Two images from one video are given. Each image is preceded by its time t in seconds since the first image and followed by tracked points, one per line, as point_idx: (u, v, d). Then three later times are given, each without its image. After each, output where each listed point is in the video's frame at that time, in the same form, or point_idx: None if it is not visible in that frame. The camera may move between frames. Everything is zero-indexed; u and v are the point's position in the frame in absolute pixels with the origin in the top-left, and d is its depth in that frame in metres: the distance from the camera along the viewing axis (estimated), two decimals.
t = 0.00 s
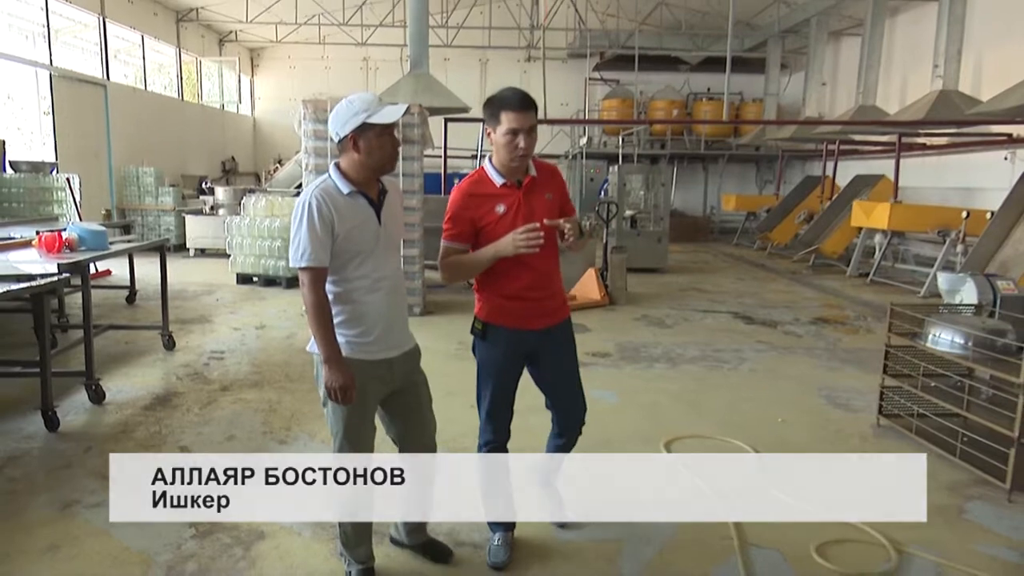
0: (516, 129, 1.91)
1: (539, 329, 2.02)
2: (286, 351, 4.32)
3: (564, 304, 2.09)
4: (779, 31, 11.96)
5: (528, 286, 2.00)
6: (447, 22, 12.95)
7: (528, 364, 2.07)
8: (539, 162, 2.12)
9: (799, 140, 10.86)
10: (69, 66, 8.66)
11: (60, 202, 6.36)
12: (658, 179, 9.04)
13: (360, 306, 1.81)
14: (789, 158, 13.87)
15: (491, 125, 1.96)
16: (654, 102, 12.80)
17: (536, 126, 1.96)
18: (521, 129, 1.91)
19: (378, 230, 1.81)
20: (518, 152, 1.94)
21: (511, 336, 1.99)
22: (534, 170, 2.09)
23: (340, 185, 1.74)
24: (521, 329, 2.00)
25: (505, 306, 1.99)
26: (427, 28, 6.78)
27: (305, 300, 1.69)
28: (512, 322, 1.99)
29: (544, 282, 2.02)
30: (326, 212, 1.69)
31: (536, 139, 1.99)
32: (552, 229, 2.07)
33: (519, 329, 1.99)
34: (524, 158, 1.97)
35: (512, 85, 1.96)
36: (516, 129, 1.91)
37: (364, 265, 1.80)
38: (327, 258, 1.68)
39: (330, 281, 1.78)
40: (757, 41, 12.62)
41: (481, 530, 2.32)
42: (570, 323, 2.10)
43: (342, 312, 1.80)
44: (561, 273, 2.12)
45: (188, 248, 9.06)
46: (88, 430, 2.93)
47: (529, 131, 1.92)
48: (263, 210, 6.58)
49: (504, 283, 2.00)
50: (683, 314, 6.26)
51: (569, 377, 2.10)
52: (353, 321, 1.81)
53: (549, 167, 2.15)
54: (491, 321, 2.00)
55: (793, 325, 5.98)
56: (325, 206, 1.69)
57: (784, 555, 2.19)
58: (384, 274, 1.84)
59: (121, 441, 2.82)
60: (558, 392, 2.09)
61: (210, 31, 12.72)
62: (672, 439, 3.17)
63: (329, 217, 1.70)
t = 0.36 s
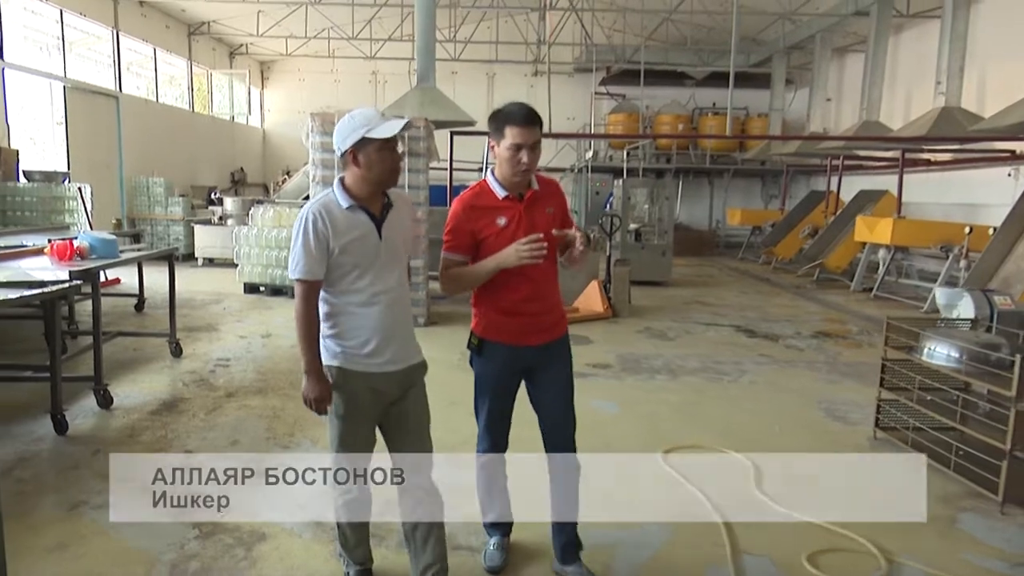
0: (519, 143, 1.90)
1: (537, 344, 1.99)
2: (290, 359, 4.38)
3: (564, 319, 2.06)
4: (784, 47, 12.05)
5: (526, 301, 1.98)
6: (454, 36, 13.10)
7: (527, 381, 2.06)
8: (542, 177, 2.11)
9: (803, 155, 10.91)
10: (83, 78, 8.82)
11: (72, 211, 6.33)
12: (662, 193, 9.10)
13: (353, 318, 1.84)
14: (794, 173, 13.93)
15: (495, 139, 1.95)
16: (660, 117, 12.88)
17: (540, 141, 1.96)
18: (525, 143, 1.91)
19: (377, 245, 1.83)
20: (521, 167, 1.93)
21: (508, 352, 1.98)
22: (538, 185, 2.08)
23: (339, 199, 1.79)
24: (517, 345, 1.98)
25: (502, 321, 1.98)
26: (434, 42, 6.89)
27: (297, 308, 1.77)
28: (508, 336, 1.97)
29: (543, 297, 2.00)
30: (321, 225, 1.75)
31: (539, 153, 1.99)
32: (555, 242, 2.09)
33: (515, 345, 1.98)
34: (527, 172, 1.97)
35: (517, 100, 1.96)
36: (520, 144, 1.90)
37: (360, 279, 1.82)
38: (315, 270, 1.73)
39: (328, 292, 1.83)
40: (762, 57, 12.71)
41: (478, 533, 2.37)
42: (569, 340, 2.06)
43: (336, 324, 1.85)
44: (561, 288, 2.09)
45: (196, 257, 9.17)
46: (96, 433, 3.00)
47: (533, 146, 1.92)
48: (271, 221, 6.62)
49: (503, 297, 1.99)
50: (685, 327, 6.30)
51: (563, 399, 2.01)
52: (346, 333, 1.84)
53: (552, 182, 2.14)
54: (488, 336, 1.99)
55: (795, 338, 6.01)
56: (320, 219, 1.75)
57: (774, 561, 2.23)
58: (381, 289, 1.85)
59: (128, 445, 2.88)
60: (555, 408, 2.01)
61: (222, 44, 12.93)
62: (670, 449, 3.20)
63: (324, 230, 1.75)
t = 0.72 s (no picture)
0: (547, 139, 1.89)
1: (544, 348, 1.97)
2: (304, 355, 4.49)
3: (580, 326, 2.01)
4: (798, 46, 12.01)
5: (538, 302, 1.96)
6: (468, 37, 13.20)
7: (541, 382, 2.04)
8: (580, 179, 2.06)
9: (816, 154, 10.88)
10: (103, 81, 9.00)
11: (94, 212, 6.47)
12: (673, 193, 9.13)
13: (370, 315, 1.85)
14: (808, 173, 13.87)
15: (528, 133, 1.94)
16: (673, 116, 12.89)
17: (573, 141, 1.92)
18: (556, 140, 1.89)
19: (397, 244, 1.83)
20: (547, 164, 1.91)
21: (516, 351, 1.98)
22: (572, 186, 2.03)
23: (363, 195, 1.83)
24: (523, 347, 1.98)
25: (512, 319, 1.98)
26: (446, 44, 6.98)
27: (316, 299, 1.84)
28: (515, 335, 1.98)
29: (558, 301, 1.97)
30: (342, 219, 1.81)
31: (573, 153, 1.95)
32: (577, 239, 1.98)
33: (522, 346, 1.98)
34: (556, 171, 1.94)
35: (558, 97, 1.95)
36: (549, 140, 1.89)
37: (377, 276, 1.84)
38: (332, 264, 1.79)
39: (349, 287, 1.88)
40: (776, 56, 12.68)
41: (483, 523, 2.45)
42: (582, 349, 2.01)
43: (354, 319, 1.88)
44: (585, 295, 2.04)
45: (214, 257, 9.33)
46: (116, 426, 3.11)
47: (562, 143, 1.89)
48: (286, 220, 6.69)
49: (516, 295, 1.98)
50: (695, 325, 6.34)
51: (576, 407, 1.99)
52: (363, 328, 1.87)
53: (591, 187, 2.08)
54: (498, 334, 2.00)
55: (805, 336, 6.03)
56: (341, 213, 1.81)
57: (770, 551, 2.29)
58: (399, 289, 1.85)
59: (147, 436, 3.00)
60: (568, 413, 1.99)
61: (239, 46, 13.12)
62: (673, 444, 3.27)
63: (344, 224, 1.81)
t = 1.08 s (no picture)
0: (556, 143, 1.84)
1: (542, 350, 1.94)
2: (286, 354, 4.51)
3: (580, 331, 1.97)
4: (779, 54, 12.19)
5: (538, 304, 1.93)
6: (454, 40, 13.26)
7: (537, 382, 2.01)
8: (590, 184, 2.01)
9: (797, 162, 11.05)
10: (86, 77, 8.94)
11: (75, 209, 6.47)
12: (655, 198, 9.23)
13: (370, 316, 1.81)
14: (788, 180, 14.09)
15: (539, 134, 1.90)
16: (656, 121, 13.03)
17: (583, 146, 1.87)
18: (566, 145, 1.84)
19: (399, 246, 1.79)
20: (555, 168, 1.87)
21: (512, 350, 1.95)
22: (580, 191, 1.99)
23: (369, 194, 1.78)
24: (521, 348, 1.94)
25: (511, 319, 1.95)
26: (432, 47, 7.03)
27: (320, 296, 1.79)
28: (512, 336, 1.95)
29: (559, 305, 1.93)
30: (346, 216, 1.76)
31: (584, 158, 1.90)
32: (578, 244, 1.93)
33: (519, 347, 1.95)
34: (564, 175, 1.89)
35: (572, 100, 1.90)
36: (557, 143, 1.84)
37: (379, 278, 1.79)
38: (333, 261, 1.74)
39: (351, 286, 1.83)
40: (758, 64, 12.86)
41: (460, 518, 2.51)
42: (580, 355, 1.97)
43: (354, 320, 1.82)
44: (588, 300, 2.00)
45: (195, 255, 9.29)
46: (97, 422, 3.12)
47: (572, 148, 1.84)
48: (270, 220, 6.88)
49: (516, 296, 1.95)
50: (674, 328, 6.43)
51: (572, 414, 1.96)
52: (363, 330, 1.81)
53: (601, 192, 2.03)
54: (495, 333, 1.97)
55: (781, 340, 6.15)
56: (346, 210, 1.76)
57: (739, 546, 2.37)
58: (400, 291, 1.80)
59: (129, 433, 3.01)
60: (562, 418, 1.96)
61: (224, 45, 13.08)
62: (648, 443, 3.34)
63: (348, 222, 1.76)
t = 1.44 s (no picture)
0: (552, 159, 1.88)
1: (536, 359, 1.96)
2: (274, 366, 4.54)
3: (573, 343, 2.00)
4: (757, 67, 12.42)
5: (534, 315, 1.95)
6: (436, 54, 13.38)
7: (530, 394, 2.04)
8: (585, 197, 2.05)
9: (776, 172, 11.25)
10: (68, 91, 8.92)
11: (58, 223, 6.59)
12: (638, 208, 9.36)
13: (362, 329, 1.82)
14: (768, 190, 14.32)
15: (535, 149, 1.94)
16: (638, 133, 13.21)
17: (578, 162, 1.91)
18: (562, 161, 1.88)
19: (392, 259, 1.80)
20: (550, 182, 1.91)
21: (509, 360, 1.96)
22: (575, 204, 2.02)
23: (363, 206, 1.80)
24: (515, 358, 1.96)
25: (506, 329, 1.96)
26: (415, 61, 7.11)
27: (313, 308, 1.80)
28: (507, 345, 1.96)
29: (553, 317, 1.96)
30: (340, 229, 1.77)
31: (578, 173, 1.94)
32: (570, 258, 1.96)
33: (513, 356, 1.96)
34: (558, 189, 1.93)
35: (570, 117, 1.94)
36: (552, 158, 1.88)
37: (372, 290, 1.80)
38: (326, 273, 1.76)
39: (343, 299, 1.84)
40: (736, 76, 13.10)
41: (451, 523, 2.56)
42: (572, 366, 2.00)
43: (346, 332, 1.84)
44: (581, 311, 2.04)
45: (179, 269, 9.27)
46: (87, 435, 3.14)
47: (566, 163, 1.89)
48: (255, 233, 6.90)
49: (511, 307, 1.97)
50: (658, 336, 6.52)
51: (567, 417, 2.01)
52: (355, 343, 1.82)
53: (596, 206, 2.07)
54: (491, 342, 1.98)
55: (762, 347, 6.26)
56: (340, 223, 1.78)
57: (723, 546, 2.43)
58: (392, 304, 1.81)
59: (120, 445, 3.03)
60: (559, 429, 2.00)
61: (206, 58, 13.09)
62: (633, 448, 3.41)
63: (342, 235, 1.77)
